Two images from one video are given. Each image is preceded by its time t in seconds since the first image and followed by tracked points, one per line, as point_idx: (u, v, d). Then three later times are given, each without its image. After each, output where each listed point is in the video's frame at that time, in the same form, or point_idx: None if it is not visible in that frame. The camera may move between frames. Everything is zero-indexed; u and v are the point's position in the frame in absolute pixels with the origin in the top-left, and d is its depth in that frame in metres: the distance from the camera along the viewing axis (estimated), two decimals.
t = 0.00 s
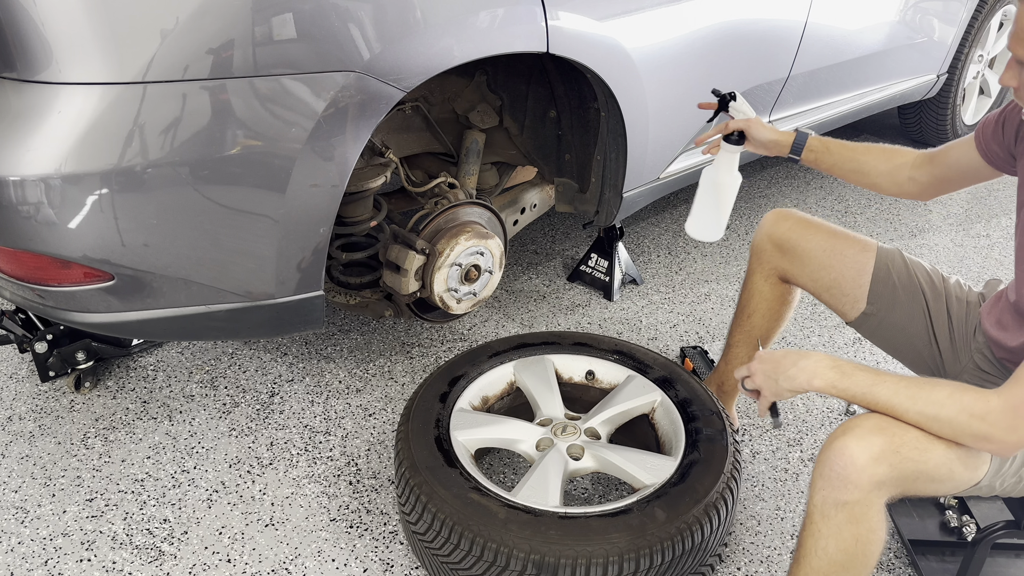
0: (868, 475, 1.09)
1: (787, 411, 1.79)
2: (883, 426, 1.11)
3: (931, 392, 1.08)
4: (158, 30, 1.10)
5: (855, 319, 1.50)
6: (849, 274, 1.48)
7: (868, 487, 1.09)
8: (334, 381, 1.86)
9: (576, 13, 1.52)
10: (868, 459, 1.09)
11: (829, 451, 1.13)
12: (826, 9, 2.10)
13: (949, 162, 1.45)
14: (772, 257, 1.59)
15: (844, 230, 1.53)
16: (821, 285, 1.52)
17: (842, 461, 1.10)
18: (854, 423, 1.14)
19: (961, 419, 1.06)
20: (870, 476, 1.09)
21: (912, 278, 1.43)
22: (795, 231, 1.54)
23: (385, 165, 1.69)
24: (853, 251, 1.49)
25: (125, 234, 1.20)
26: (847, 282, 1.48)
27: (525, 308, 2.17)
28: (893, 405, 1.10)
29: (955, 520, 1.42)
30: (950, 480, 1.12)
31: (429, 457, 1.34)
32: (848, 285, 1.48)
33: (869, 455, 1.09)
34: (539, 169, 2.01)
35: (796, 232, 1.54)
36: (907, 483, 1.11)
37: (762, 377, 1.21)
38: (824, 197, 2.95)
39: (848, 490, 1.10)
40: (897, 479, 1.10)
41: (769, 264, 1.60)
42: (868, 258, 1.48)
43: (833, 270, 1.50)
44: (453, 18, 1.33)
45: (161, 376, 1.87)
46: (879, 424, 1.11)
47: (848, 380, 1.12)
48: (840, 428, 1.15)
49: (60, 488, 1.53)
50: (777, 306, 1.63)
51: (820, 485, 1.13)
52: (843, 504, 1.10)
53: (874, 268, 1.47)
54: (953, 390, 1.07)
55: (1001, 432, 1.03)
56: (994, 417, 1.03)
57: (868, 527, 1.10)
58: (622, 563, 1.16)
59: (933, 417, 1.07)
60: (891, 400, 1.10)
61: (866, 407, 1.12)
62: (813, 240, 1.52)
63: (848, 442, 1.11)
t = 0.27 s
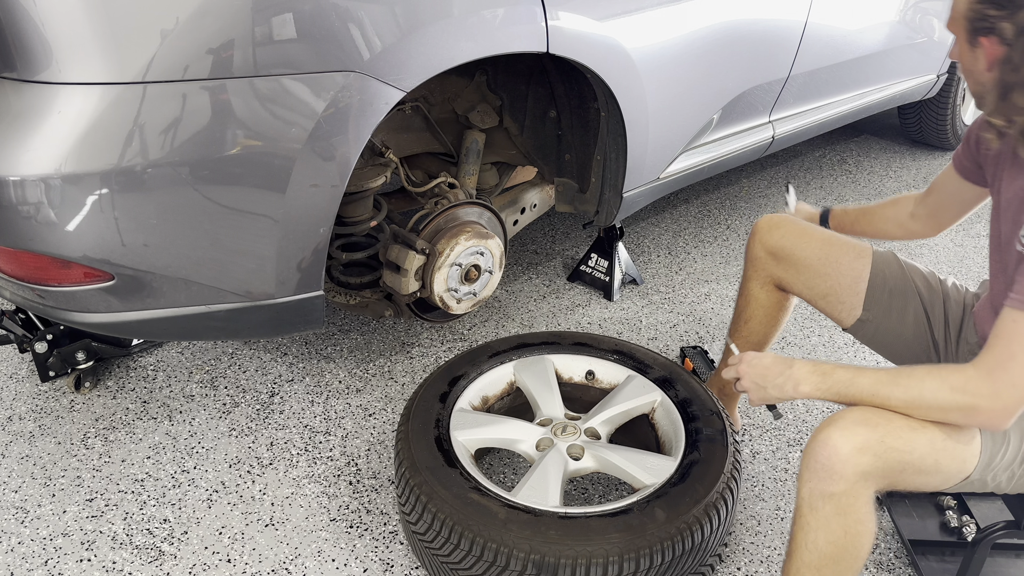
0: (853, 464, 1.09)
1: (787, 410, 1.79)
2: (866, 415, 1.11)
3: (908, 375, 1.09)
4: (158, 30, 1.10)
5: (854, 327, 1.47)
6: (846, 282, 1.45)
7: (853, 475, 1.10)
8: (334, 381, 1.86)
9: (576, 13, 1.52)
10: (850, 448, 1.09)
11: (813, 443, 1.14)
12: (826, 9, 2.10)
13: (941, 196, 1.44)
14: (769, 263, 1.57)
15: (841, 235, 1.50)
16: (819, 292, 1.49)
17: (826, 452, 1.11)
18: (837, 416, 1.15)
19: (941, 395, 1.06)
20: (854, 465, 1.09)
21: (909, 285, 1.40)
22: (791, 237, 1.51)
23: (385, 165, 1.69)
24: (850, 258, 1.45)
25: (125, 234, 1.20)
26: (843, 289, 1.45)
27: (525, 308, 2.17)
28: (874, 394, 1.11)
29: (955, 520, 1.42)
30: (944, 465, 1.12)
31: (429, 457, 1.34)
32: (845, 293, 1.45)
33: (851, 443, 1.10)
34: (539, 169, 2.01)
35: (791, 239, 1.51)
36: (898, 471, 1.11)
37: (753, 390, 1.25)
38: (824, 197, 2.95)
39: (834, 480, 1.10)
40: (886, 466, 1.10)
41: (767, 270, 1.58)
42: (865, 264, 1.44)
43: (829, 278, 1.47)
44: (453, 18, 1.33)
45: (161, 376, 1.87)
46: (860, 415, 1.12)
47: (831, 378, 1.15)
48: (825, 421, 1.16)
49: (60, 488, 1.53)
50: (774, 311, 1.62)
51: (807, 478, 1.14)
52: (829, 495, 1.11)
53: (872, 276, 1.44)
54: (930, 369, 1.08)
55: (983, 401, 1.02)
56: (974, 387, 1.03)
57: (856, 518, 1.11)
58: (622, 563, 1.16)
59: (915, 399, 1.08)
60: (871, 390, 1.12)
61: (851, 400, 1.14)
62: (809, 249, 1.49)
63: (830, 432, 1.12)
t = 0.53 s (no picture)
0: (825, 448, 1.11)
1: (788, 411, 1.79)
2: (834, 399, 1.13)
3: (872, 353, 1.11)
4: (158, 30, 1.10)
5: (831, 314, 1.50)
6: (822, 269, 1.48)
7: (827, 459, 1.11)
8: (334, 381, 1.86)
9: (576, 13, 1.52)
10: (820, 432, 1.11)
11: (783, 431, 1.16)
12: (826, 9, 2.10)
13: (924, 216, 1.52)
14: (748, 252, 1.60)
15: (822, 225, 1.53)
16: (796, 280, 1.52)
17: (797, 438, 1.12)
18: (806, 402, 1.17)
19: (906, 363, 1.08)
20: (825, 449, 1.11)
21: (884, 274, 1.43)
22: (771, 225, 1.54)
23: (385, 165, 1.69)
24: (827, 246, 1.49)
25: (125, 234, 1.20)
26: (819, 276, 1.49)
27: (525, 308, 2.17)
28: (840, 380, 1.13)
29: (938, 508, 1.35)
30: (920, 443, 1.12)
31: (428, 457, 1.34)
32: (820, 280, 1.49)
33: (819, 426, 1.11)
34: (539, 169, 2.01)
35: (770, 227, 1.54)
36: (873, 453, 1.12)
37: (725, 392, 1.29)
38: (824, 197, 2.95)
39: (808, 467, 1.12)
40: (859, 445, 1.11)
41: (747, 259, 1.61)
42: (842, 253, 1.48)
43: (807, 265, 1.50)
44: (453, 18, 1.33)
45: (161, 376, 1.87)
46: (827, 399, 1.14)
47: (797, 368, 1.18)
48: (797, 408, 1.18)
49: (60, 488, 1.53)
50: (762, 300, 1.64)
51: (782, 468, 1.15)
52: (805, 481, 1.12)
53: (849, 264, 1.47)
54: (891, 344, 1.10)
55: (945, 360, 1.05)
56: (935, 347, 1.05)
57: (833, 502, 1.12)
58: (622, 563, 1.16)
59: (881, 372, 1.10)
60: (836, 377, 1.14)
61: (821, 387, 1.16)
62: (790, 237, 1.52)
63: (798, 418, 1.14)
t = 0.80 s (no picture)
0: (815, 430, 1.14)
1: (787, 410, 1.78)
2: (824, 381, 1.17)
3: (868, 335, 1.14)
4: (158, 30, 1.10)
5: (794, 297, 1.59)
6: (783, 256, 1.57)
7: (817, 441, 1.15)
8: (334, 381, 1.86)
9: (577, 13, 1.52)
10: (813, 414, 1.15)
11: (775, 412, 1.19)
12: (826, 9, 2.10)
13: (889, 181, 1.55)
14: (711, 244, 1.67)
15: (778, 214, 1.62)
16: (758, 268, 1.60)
17: (791, 421, 1.15)
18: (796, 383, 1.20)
19: (903, 349, 1.10)
20: (818, 430, 1.14)
21: (839, 256, 1.54)
22: (733, 218, 1.62)
23: (385, 165, 1.69)
24: (785, 234, 1.58)
25: (125, 234, 1.20)
26: (781, 263, 1.58)
27: (525, 308, 2.17)
28: (839, 353, 1.17)
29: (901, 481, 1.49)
30: (902, 421, 1.18)
31: (429, 457, 1.34)
32: (783, 267, 1.58)
33: (812, 409, 1.15)
34: (539, 169, 2.01)
35: (730, 218, 1.62)
36: (858, 432, 1.17)
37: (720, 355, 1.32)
38: (824, 197, 2.95)
39: (800, 449, 1.15)
40: (848, 425, 1.16)
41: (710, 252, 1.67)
42: (800, 239, 1.57)
43: (768, 254, 1.58)
44: (452, 18, 1.33)
45: (161, 376, 1.87)
46: (816, 381, 1.18)
47: (794, 339, 1.21)
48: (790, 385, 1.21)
49: (60, 488, 1.53)
50: (733, 291, 1.69)
51: (774, 449, 1.18)
52: (798, 462, 1.15)
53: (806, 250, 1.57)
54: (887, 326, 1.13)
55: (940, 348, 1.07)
56: (932, 338, 1.07)
57: (823, 481, 1.16)
58: (622, 563, 1.16)
59: (878, 354, 1.13)
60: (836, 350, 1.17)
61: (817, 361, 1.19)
62: (750, 228, 1.60)
63: (792, 401, 1.17)
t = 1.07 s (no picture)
0: (823, 426, 1.14)
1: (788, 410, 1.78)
2: (829, 377, 1.18)
3: (865, 340, 1.15)
4: (158, 30, 1.10)
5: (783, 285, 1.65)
6: (773, 245, 1.62)
7: (824, 437, 1.15)
8: (334, 381, 1.86)
9: (576, 13, 1.52)
10: (820, 409, 1.15)
11: (782, 409, 1.18)
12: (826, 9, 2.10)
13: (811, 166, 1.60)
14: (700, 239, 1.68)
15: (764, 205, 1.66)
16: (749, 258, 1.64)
17: (799, 417, 1.15)
18: (800, 381, 1.21)
19: (894, 360, 1.11)
20: (825, 426, 1.14)
21: (824, 244, 1.60)
22: (722, 210, 1.65)
23: (385, 165, 1.68)
24: (772, 224, 1.63)
25: (125, 234, 1.20)
26: (771, 253, 1.62)
27: (525, 308, 2.17)
28: (834, 355, 1.17)
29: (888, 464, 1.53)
30: (904, 412, 1.19)
31: (428, 458, 1.34)
32: (774, 256, 1.62)
33: (819, 405, 1.15)
34: (540, 169, 2.01)
35: (718, 211, 1.65)
36: (863, 427, 1.17)
37: (720, 355, 1.32)
38: (824, 197, 2.95)
39: (808, 444, 1.15)
40: (853, 420, 1.16)
41: (700, 245, 1.69)
42: (787, 227, 1.62)
43: (758, 244, 1.62)
44: (453, 18, 1.33)
45: (161, 376, 1.87)
46: (819, 378, 1.18)
47: (790, 337, 1.21)
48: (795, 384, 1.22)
49: (60, 488, 1.53)
50: (725, 285, 1.70)
51: (781, 445, 1.18)
52: (805, 458, 1.15)
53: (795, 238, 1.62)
54: (883, 333, 1.14)
55: (929, 363, 1.08)
56: (922, 354, 1.08)
57: (829, 477, 1.16)
58: (623, 563, 1.16)
59: (872, 362, 1.14)
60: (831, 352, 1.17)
61: (812, 361, 1.20)
62: (740, 219, 1.63)
63: (798, 398, 1.17)
